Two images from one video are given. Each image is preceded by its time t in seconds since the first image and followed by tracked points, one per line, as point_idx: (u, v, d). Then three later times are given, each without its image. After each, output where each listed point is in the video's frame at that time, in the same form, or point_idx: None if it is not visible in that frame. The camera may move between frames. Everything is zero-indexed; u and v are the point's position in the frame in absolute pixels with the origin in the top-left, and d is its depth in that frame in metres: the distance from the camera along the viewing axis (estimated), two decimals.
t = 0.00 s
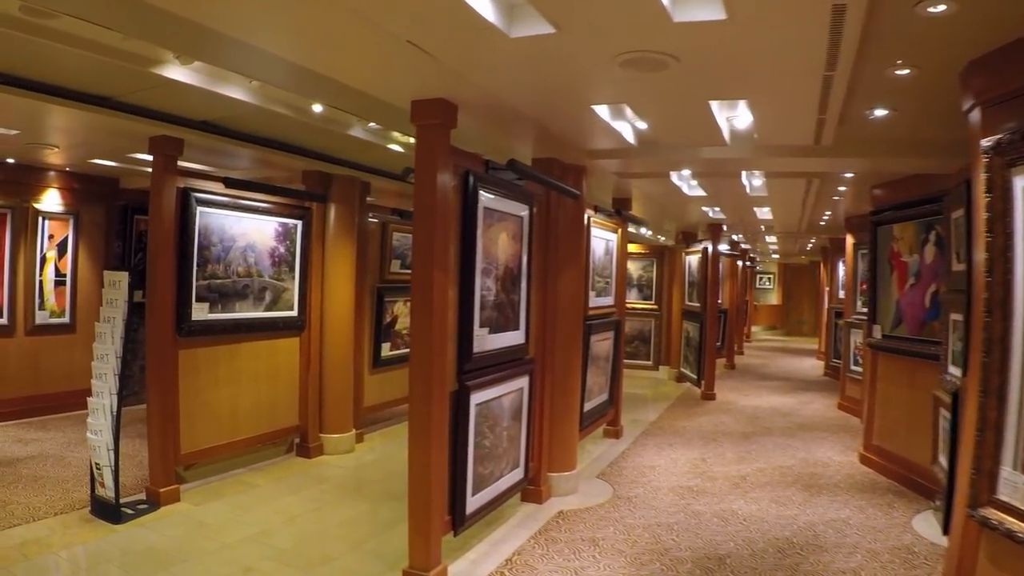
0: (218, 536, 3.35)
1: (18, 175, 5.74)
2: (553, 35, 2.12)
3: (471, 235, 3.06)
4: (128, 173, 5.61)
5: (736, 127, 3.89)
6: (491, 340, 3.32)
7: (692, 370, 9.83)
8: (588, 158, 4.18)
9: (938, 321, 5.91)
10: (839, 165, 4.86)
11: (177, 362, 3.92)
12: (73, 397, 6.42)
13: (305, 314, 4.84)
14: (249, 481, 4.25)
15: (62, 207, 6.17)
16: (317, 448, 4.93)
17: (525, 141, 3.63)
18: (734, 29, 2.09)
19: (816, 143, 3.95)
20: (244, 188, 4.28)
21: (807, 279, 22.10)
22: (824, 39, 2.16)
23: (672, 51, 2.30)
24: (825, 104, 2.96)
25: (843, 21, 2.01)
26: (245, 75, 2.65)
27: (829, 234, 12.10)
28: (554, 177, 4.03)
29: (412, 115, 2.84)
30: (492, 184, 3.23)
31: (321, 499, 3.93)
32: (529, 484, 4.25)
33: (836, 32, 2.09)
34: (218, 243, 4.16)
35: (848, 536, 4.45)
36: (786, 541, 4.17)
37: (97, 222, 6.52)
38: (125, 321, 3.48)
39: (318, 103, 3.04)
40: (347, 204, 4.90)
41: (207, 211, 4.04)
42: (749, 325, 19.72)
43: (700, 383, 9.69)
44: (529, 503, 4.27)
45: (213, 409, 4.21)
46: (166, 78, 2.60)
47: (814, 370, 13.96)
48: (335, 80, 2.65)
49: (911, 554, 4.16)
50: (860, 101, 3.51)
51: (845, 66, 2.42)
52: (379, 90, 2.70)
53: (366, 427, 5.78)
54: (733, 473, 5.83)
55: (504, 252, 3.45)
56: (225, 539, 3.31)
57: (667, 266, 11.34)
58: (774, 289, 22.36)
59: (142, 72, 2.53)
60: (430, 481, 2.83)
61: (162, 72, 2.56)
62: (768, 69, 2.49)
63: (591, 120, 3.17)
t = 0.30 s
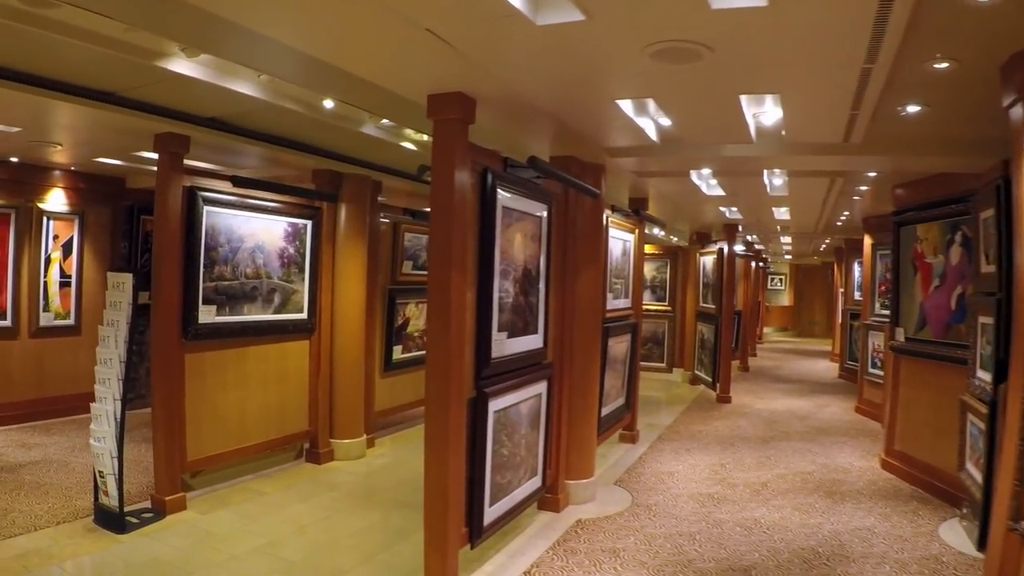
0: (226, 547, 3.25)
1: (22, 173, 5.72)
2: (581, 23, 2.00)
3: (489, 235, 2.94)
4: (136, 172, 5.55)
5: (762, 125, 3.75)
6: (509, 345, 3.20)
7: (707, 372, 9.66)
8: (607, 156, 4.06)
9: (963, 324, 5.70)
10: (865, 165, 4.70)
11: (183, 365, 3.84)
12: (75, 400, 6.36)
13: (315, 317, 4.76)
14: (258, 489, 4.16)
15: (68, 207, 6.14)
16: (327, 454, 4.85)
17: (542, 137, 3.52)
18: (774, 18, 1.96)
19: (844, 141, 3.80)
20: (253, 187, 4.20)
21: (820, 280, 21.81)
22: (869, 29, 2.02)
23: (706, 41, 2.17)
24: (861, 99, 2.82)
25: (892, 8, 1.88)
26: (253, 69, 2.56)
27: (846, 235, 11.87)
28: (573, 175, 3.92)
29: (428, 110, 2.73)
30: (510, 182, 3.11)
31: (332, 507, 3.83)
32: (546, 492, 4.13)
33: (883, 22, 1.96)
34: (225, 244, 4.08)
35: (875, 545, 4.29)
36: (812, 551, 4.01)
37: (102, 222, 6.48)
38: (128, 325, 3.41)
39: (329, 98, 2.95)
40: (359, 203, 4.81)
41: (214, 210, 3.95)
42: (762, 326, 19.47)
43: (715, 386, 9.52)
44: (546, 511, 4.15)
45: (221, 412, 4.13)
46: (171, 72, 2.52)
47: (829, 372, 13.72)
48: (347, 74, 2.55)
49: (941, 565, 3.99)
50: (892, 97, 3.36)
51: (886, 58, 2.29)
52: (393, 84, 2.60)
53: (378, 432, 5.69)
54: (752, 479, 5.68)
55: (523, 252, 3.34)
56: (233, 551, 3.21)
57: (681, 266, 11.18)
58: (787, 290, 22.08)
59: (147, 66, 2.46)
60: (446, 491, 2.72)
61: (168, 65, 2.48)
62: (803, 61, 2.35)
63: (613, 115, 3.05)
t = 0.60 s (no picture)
0: (230, 556, 3.17)
1: (23, 173, 5.67)
2: (605, 11, 1.90)
3: (503, 235, 2.86)
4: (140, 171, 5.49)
5: (782, 122, 3.65)
6: (524, 348, 3.11)
7: (718, 374, 9.53)
8: (622, 155, 3.97)
9: (984, 326, 5.60)
10: (884, 163, 4.58)
11: (186, 369, 3.77)
12: (78, 403, 6.32)
13: (322, 319, 4.69)
14: (263, 495, 4.09)
15: (70, 207, 6.09)
16: (334, 459, 4.78)
17: (556, 134, 3.43)
18: (808, 6, 1.86)
19: (867, 138, 3.69)
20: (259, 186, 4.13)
21: (828, 280, 21.59)
22: (907, 19, 1.91)
23: (735, 32, 2.07)
24: (890, 95, 2.71)
25: None
26: (260, 62, 2.49)
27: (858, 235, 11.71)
28: (588, 173, 3.83)
29: (442, 104, 2.65)
30: (525, 180, 3.02)
31: (340, 513, 3.76)
32: (560, 498, 4.04)
33: (923, 11, 1.85)
34: (231, 245, 4.01)
35: (897, 552, 4.17)
36: (833, 559, 3.90)
37: (105, 223, 6.43)
38: (130, 327, 3.34)
39: (338, 94, 2.88)
40: (367, 202, 4.74)
41: (220, 210, 3.89)
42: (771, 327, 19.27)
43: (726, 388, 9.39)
44: (560, 518, 4.05)
45: (227, 415, 4.06)
46: (176, 66, 2.45)
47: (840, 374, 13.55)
48: (356, 67, 2.47)
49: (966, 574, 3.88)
50: (917, 92, 3.25)
51: (922, 50, 2.18)
52: (403, 78, 2.52)
53: (386, 436, 5.62)
54: (767, 483, 5.56)
55: (538, 253, 3.25)
56: (238, 560, 3.13)
57: (691, 267, 11.05)
58: (795, 291, 21.86)
59: (151, 59, 2.38)
60: (461, 500, 2.63)
61: (172, 58, 2.41)
62: (833, 54, 2.24)
63: (630, 110, 2.96)
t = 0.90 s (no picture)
0: (232, 564, 3.10)
1: (24, 173, 5.64)
2: None
3: (515, 233, 2.78)
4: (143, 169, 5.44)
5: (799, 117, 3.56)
6: (537, 350, 3.04)
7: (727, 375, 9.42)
8: (634, 152, 3.89)
9: (1002, 326, 5.52)
10: (900, 161, 4.48)
11: (188, 372, 3.71)
12: (80, 405, 6.29)
13: (327, 320, 4.63)
14: (268, 501, 4.02)
15: (71, 206, 6.06)
16: (340, 462, 4.72)
17: (567, 129, 3.35)
18: None
19: (886, 135, 3.59)
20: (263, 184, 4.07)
21: (836, 280, 21.41)
22: (939, 8, 1.82)
23: (759, 22, 1.98)
24: (914, 88, 2.61)
25: None
26: (263, 56, 2.43)
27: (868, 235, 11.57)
28: (600, 169, 3.75)
29: (453, 99, 2.58)
30: (537, 178, 2.95)
31: (347, 519, 3.69)
32: (572, 503, 3.95)
33: None
34: (234, 244, 3.94)
35: (915, 557, 4.08)
36: (852, 565, 3.80)
37: (108, 223, 6.39)
38: (130, 329, 3.29)
39: (344, 89, 2.82)
40: (373, 200, 4.70)
41: (223, 209, 3.82)
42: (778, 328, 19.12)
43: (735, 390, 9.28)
44: (571, 524, 3.97)
45: (231, 417, 4.00)
46: (177, 59, 2.39)
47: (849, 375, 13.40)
48: (362, 60, 2.40)
49: None
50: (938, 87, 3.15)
51: (952, 40, 2.08)
52: (411, 71, 2.45)
53: (392, 439, 5.55)
54: (780, 487, 5.46)
55: (550, 253, 3.17)
56: (240, 569, 3.06)
57: (699, 267, 10.97)
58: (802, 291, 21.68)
59: (152, 52, 2.32)
60: (472, 507, 2.55)
61: (173, 52, 2.34)
62: (857, 45, 2.15)
63: (645, 104, 2.88)
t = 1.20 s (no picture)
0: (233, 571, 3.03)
1: (22, 170, 5.59)
2: None
3: (523, 230, 2.69)
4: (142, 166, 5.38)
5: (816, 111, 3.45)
6: (546, 351, 2.94)
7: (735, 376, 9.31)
8: (644, 147, 3.80)
9: (1021, 326, 5.35)
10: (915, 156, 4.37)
11: (187, 374, 3.64)
12: (79, 405, 6.25)
13: (330, 320, 4.56)
14: (269, 505, 3.95)
15: (70, 204, 6.03)
16: (342, 466, 4.65)
17: (575, 123, 3.26)
18: None
19: (905, 129, 3.48)
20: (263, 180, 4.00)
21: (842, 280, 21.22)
22: None
23: (782, 5, 1.86)
24: (939, 79, 2.51)
25: None
26: (262, 45, 2.35)
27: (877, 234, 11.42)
28: (610, 164, 3.66)
29: (459, 89, 2.48)
30: (547, 172, 2.86)
31: (349, 525, 3.61)
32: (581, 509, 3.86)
33: None
34: (233, 242, 3.87)
35: (934, 563, 3.97)
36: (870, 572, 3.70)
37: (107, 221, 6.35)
38: (126, 329, 3.22)
39: (345, 82, 2.74)
40: (376, 198, 4.62)
41: (221, 205, 3.75)
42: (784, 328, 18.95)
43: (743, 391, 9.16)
44: (580, 529, 3.87)
45: (230, 418, 3.93)
46: (172, 49, 2.31)
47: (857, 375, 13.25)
48: (363, 49, 2.31)
49: None
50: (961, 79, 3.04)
51: (983, 27, 1.98)
52: (414, 61, 2.37)
53: (396, 441, 5.48)
54: (793, 490, 5.35)
55: (559, 251, 3.08)
56: None
57: (707, 266, 10.90)
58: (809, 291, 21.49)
59: (147, 42, 2.25)
60: (478, 515, 2.46)
61: (169, 42, 2.27)
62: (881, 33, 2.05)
63: (658, 96, 2.78)
